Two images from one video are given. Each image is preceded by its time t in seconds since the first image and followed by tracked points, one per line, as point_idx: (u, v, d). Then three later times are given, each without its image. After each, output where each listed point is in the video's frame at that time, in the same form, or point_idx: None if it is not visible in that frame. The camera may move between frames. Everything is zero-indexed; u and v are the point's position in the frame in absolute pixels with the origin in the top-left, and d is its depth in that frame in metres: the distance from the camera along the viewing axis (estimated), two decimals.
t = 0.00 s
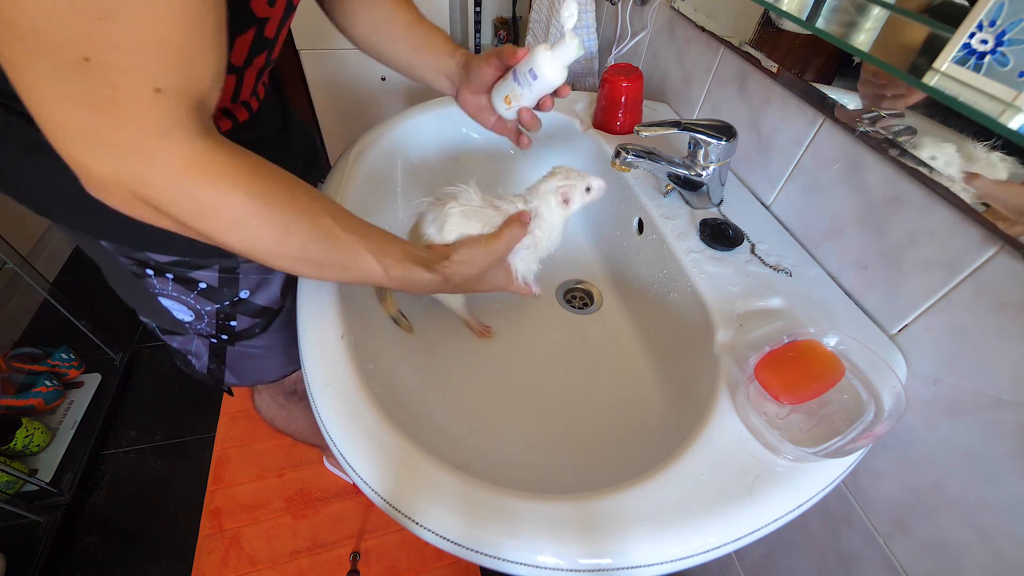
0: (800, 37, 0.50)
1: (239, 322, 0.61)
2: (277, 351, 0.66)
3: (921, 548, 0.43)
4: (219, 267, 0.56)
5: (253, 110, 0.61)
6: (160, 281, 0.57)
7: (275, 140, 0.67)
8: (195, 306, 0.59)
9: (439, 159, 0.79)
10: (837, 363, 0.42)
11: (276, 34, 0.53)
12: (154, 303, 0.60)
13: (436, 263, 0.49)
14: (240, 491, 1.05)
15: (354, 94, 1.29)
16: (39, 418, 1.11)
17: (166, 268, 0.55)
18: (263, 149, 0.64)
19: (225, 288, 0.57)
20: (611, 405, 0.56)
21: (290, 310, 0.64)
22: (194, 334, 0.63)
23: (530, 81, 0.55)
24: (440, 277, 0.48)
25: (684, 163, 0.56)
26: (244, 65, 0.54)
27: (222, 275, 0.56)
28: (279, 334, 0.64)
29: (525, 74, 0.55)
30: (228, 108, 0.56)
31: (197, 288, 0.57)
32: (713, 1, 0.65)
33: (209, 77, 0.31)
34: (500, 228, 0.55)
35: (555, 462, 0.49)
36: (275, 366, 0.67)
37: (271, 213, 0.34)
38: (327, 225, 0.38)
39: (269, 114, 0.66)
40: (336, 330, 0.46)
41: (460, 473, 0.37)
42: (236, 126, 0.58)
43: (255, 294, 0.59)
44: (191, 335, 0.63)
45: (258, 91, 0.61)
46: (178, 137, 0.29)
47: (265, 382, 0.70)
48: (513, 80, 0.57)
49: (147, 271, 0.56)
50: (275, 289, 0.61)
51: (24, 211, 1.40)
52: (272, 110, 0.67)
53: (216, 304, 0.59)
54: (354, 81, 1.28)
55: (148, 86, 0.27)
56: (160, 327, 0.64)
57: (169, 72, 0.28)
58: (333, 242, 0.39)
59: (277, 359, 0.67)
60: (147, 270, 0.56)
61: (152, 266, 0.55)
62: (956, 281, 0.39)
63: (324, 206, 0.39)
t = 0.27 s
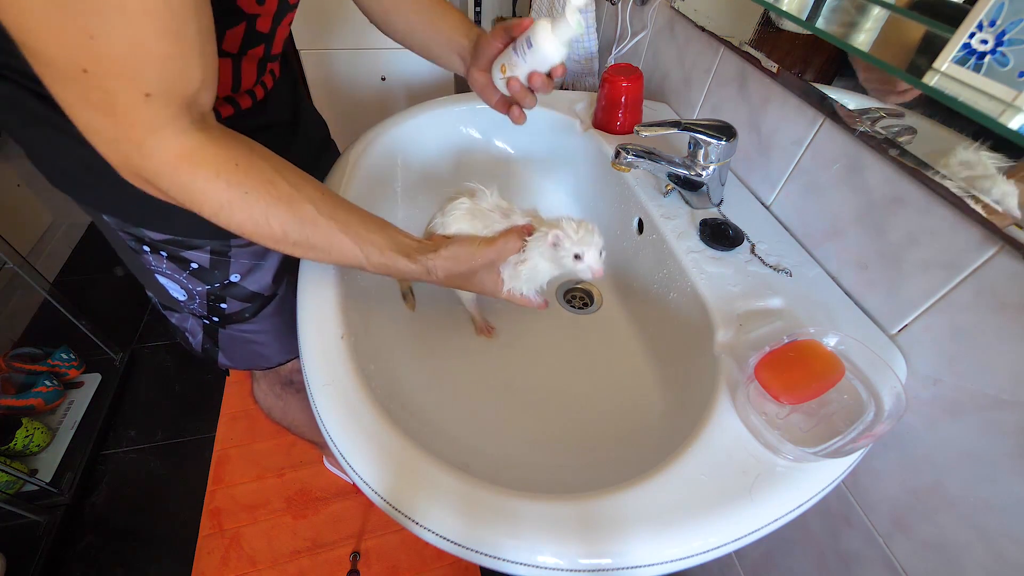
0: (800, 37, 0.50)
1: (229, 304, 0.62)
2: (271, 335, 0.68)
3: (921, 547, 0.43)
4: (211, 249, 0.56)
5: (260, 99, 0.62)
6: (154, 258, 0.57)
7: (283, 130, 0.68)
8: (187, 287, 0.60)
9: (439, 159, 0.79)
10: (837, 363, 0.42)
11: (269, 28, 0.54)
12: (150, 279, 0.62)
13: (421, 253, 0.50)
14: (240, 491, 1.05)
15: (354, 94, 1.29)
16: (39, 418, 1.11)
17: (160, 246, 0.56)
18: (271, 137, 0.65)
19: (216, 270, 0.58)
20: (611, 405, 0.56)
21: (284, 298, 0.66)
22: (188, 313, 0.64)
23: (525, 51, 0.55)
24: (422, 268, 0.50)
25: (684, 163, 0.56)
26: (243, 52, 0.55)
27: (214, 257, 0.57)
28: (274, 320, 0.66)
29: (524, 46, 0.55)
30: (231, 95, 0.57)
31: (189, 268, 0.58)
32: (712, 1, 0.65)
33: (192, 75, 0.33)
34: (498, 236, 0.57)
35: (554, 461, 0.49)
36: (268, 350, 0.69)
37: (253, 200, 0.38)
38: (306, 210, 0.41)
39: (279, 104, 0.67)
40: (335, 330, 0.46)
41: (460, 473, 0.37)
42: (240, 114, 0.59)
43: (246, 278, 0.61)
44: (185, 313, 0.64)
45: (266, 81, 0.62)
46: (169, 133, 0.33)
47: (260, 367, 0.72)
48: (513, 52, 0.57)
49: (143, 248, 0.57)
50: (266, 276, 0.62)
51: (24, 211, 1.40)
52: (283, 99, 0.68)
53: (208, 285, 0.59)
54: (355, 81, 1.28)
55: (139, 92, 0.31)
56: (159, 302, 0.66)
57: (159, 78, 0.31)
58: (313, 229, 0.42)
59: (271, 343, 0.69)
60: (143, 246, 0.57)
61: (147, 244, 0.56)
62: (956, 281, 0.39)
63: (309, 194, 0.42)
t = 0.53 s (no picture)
0: (800, 37, 0.50)
1: (225, 295, 0.62)
2: (268, 326, 0.68)
3: (921, 547, 0.43)
4: (209, 238, 0.57)
5: (263, 93, 0.62)
6: (153, 246, 0.58)
7: (287, 124, 0.68)
8: (184, 276, 0.60)
9: (439, 159, 0.79)
10: (837, 363, 0.42)
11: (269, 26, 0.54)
12: (150, 267, 0.62)
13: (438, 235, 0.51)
14: (239, 492, 1.05)
15: (354, 94, 1.29)
16: (39, 418, 1.11)
17: (159, 233, 0.56)
18: (274, 131, 0.65)
19: (213, 260, 0.58)
20: (612, 405, 0.56)
21: (281, 290, 0.66)
22: (186, 302, 0.64)
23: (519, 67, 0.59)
24: (440, 249, 0.50)
25: (684, 163, 0.56)
26: (245, 50, 0.55)
27: (210, 246, 0.57)
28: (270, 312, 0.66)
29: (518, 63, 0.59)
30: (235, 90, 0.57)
31: (186, 257, 0.58)
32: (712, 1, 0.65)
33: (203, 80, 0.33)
34: (514, 223, 0.59)
35: (555, 461, 0.49)
36: (266, 341, 0.69)
37: (272, 196, 0.40)
38: (322, 202, 0.42)
39: (283, 98, 0.67)
40: (335, 329, 0.46)
41: (460, 473, 0.37)
42: (243, 108, 0.59)
43: (242, 269, 0.61)
44: (184, 302, 0.64)
45: (269, 76, 0.62)
46: (192, 139, 0.35)
47: (257, 360, 0.72)
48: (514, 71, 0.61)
49: (143, 234, 0.57)
50: (262, 268, 0.62)
51: (24, 211, 1.40)
52: (288, 92, 0.68)
53: (204, 275, 0.60)
54: (354, 82, 1.28)
55: (160, 102, 0.32)
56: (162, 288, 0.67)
57: (174, 87, 0.32)
58: (331, 219, 0.43)
59: (268, 334, 0.68)
60: (143, 233, 0.57)
61: (147, 231, 0.57)
62: (956, 281, 0.39)
63: (324, 184, 0.43)
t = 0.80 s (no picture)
0: (800, 37, 0.50)
1: (223, 293, 0.62)
2: (266, 325, 0.67)
3: (921, 548, 0.43)
4: (207, 236, 0.57)
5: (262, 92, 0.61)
6: (151, 244, 0.58)
7: (287, 122, 0.67)
8: (183, 274, 0.60)
9: (439, 159, 0.79)
10: (838, 363, 0.42)
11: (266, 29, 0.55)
12: (149, 265, 0.62)
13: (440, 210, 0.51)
14: (239, 492, 1.05)
15: (354, 94, 1.29)
16: (39, 418, 1.11)
17: (157, 232, 0.56)
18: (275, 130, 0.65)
19: (211, 259, 0.59)
20: (612, 405, 0.56)
21: (278, 289, 0.66)
22: (185, 300, 0.65)
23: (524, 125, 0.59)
24: (442, 222, 0.50)
25: (684, 163, 0.56)
26: (245, 49, 0.55)
27: (208, 245, 0.57)
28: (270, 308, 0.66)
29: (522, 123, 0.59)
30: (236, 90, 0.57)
31: (184, 255, 0.58)
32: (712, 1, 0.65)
33: (205, 83, 0.33)
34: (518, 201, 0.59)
35: (555, 461, 0.49)
36: (265, 340, 0.69)
37: (273, 186, 0.40)
38: (323, 187, 0.42)
39: (284, 96, 0.66)
40: (336, 329, 0.46)
41: (460, 473, 0.38)
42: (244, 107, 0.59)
43: (239, 268, 0.61)
44: (183, 301, 0.65)
45: (269, 75, 0.62)
46: (192, 139, 0.35)
47: (256, 359, 0.71)
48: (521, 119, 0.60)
49: (141, 233, 0.57)
50: (260, 266, 0.62)
51: (24, 212, 1.40)
52: (287, 92, 0.68)
53: (202, 273, 0.60)
54: (354, 82, 1.28)
55: (160, 106, 0.32)
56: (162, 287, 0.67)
57: (172, 89, 0.32)
58: (331, 203, 0.43)
59: (268, 333, 0.68)
60: (141, 231, 0.57)
61: (145, 230, 0.57)
62: (956, 281, 0.39)
63: (322, 171, 0.43)
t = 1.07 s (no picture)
0: (800, 37, 0.50)
1: (218, 296, 0.62)
2: (262, 328, 0.67)
3: (921, 547, 0.43)
4: (202, 239, 0.57)
5: (259, 94, 0.61)
6: (146, 246, 0.58)
7: (284, 123, 0.68)
8: (178, 277, 0.60)
9: (439, 159, 0.79)
10: (837, 363, 0.42)
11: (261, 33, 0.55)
12: (144, 266, 0.62)
13: (438, 217, 0.51)
14: (239, 492, 1.05)
15: (354, 94, 1.30)
16: (39, 418, 1.11)
17: (152, 234, 0.56)
18: (271, 132, 0.65)
19: (206, 262, 0.59)
20: (612, 405, 0.56)
21: (273, 291, 0.66)
22: (180, 302, 0.65)
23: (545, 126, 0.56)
24: (442, 231, 0.51)
25: (684, 163, 0.56)
26: (244, 57, 0.55)
27: (203, 248, 0.57)
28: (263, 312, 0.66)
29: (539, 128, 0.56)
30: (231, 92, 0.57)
31: (179, 258, 0.58)
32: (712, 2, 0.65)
33: (205, 89, 0.33)
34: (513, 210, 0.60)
35: (555, 461, 0.49)
36: (261, 342, 0.69)
37: (276, 200, 0.40)
38: (324, 199, 0.43)
39: (281, 97, 0.66)
40: (336, 329, 0.46)
41: (460, 473, 0.37)
42: (239, 109, 0.59)
43: (235, 271, 0.61)
44: (178, 302, 0.65)
45: (266, 76, 0.61)
46: (195, 158, 0.35)
47: (252, 360, 0.72)
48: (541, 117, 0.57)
49: (136, 235, 0.57)
50: (254, 270, 0.62)
51: (24, 212, 1.40)
52: (284, 93, 0.67)
53: (197, 276, 0.60)
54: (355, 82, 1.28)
55: (161, 126, 0.32)
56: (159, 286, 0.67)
57: (171, 106, 0.32)
58: (333, 214, 0.43)
59: (264, 335, 0.68)
60: (136, 233, 0.57)
61: (140, 232, 0.56)
62: (956, 281, 0.39)
63: (324, 181, 0.43)
